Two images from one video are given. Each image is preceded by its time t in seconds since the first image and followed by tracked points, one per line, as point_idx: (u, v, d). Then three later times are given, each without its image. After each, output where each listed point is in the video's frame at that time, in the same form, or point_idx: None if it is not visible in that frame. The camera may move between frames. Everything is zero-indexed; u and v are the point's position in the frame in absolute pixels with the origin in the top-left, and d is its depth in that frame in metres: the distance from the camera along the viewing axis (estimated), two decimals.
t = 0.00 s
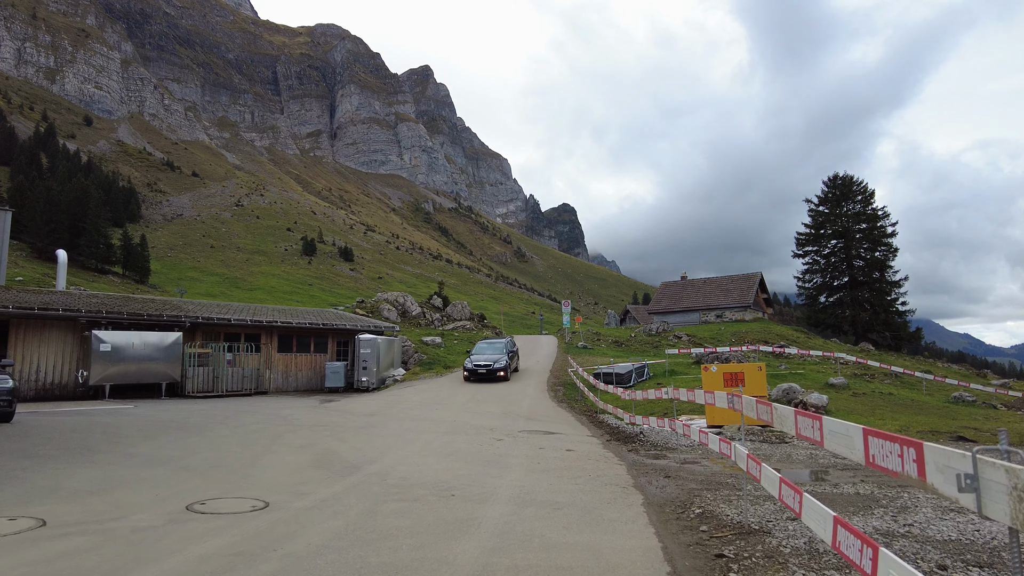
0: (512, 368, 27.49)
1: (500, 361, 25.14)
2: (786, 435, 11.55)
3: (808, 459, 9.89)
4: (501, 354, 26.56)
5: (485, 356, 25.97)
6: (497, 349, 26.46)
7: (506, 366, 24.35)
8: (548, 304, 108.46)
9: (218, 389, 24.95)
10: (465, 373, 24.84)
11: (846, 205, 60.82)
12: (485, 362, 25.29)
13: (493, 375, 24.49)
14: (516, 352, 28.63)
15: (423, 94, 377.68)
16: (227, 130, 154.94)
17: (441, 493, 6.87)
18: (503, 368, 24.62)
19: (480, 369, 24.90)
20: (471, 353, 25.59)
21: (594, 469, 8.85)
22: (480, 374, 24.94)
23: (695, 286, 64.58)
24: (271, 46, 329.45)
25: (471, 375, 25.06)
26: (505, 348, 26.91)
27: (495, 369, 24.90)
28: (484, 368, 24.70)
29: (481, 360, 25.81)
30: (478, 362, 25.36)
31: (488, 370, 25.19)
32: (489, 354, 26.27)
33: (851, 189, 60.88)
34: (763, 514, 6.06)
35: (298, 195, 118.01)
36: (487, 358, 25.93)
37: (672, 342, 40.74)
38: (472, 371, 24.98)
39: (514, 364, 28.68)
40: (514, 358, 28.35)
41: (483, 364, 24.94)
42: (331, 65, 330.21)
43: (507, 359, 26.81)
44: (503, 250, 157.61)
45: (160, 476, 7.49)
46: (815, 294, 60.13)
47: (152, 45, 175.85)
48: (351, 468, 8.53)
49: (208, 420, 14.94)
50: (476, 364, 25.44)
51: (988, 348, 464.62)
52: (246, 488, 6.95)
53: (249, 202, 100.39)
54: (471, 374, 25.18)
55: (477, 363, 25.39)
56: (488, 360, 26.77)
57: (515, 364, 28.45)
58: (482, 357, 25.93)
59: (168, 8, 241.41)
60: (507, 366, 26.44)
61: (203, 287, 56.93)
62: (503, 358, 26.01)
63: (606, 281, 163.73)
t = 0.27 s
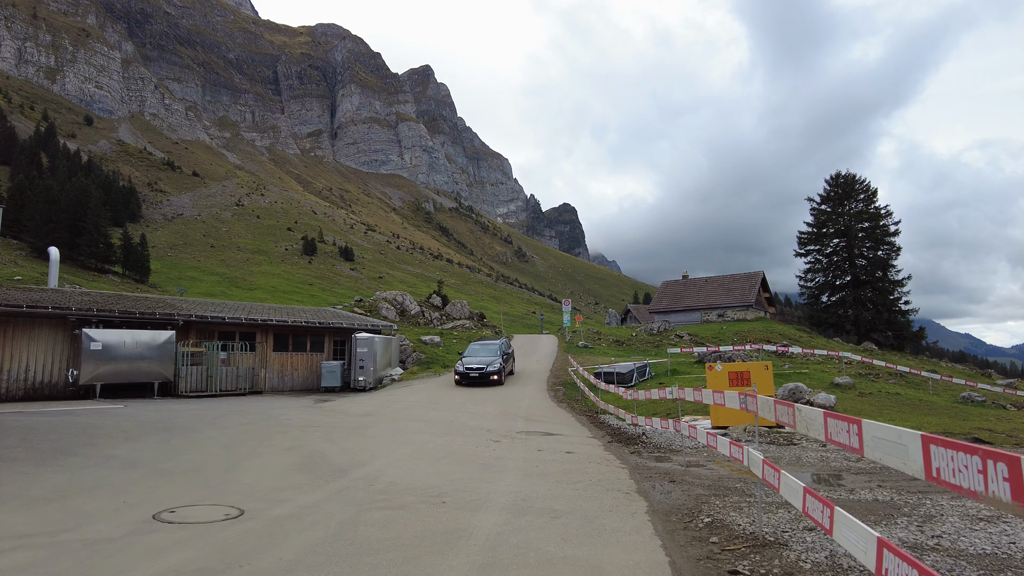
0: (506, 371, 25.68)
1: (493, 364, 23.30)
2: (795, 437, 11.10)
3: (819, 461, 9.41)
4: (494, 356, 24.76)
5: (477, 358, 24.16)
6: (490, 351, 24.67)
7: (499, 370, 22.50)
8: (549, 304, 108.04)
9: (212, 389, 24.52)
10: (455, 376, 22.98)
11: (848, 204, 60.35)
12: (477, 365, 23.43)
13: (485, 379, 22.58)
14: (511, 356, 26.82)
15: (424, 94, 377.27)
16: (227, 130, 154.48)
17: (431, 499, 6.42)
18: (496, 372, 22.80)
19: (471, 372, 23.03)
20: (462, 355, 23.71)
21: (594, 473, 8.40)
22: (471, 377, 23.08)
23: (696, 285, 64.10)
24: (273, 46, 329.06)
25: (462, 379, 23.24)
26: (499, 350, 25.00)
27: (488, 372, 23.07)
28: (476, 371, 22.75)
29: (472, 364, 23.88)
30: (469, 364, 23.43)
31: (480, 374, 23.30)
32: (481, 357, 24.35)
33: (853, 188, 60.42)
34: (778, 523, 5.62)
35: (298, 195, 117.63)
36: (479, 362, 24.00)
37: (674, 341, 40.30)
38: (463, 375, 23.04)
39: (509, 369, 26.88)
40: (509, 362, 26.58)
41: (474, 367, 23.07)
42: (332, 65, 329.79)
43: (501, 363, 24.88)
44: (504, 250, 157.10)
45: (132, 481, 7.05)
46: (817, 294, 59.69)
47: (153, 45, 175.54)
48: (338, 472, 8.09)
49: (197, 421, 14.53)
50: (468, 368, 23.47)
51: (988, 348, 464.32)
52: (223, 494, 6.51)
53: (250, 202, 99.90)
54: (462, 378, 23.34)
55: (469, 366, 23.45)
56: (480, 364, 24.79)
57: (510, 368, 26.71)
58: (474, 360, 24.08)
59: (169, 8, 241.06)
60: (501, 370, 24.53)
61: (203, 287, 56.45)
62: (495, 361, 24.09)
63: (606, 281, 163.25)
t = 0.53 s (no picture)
0: (500, 378, 23.79)
1: (486, 370, 21.48)
2: (803, 443, 10.65)
3: (829, 469, 8.92)
4: (487, 362, 22.89)
5: (469, 362, 22.32)
6: (484, 356, 22.78)
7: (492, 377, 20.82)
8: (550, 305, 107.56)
9: (205, 390, 24.10)
10: (445, 383, 21.17)
11: (851, 204, 59.82)
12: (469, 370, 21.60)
13: (477, 386, 20.88)
14: (505, 361, 25.17)
15: (426, 95, 376.70)
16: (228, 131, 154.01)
17: (416, 513, 5.99)
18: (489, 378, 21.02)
19: (462, 379, 21.19)
20: (453, 360, 21.96)
21: (594, 484, 7.91)
22: (462, 384, 21.30)
23: (698, 286, 63.61)
24: (275, 48, 328.84)
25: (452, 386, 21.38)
26: (492, 355, 23.27)
27: (481, 379, 21.28)
28: (467, 378, 21.04)
29: (464, 369, 22.14)
30: (460, 370, 21.69)
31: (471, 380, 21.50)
32: (473, 362, 22.61)
33: (856, 189, 59.87)
34: (794, 542, 5.17)
35: (299, 196, 117.15)
36: (471, 367, 22.26)
37: (675, 343, 39.83)
38: (453, 381, 21.32)
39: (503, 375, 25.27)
40: (503, 367, 24.77)
41: (466, 373, 21.28)
42: (333, 66, 329.40)
43: (495, 368, 23.16)
44: (505, 251, 156.58)
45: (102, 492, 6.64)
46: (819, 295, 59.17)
47: (154, 46, 175.21)
48: (322, 481, 7.67)
49: (185, 425, 14.13)
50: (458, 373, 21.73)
51: (990, 349, 463.29)
52: (195, 508, 6.08)
53: (251, 203, 99.44)
54: (453, 385, 21.48)
55: (459, 372, 21.71)
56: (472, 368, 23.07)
57: (505, 374, 24.96)
58: (465, 365, 22.30)
59: (170, 9, 240.73)
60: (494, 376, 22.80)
61: (203, 287, 55.99)
62: (488, 366, 22.35)
63: (607, 282, 162.68)
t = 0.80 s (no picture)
0: (490, 381, 22.03)
1: (474, 373, 19.77)
2: (809, 444, 10.19)
3: (837, 471, 8.48)
4: (476, 363, 21.15)
5: (457, 364, 20.56)
6: (472, 356, 21.04)
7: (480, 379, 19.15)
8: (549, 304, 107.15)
9: (195, 390, 23.62)
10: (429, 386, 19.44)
11: (851, 202, 59.38)
12: (456, 372, 19.86)
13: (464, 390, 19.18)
14: (497, 362, 23.47)
15: (425, 95, 375.99)
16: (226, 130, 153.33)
17: (394, 521, 5.55)
18: (478, 381, 19.32)
19: (448, 382, 19.46)
20: (439, 362, 20.20)
21: (589, 487, 7.47)
22: (448, 388, 19.57)
23: (697, 284, 63.16)
24: (274, 46, 327.48)
25: (438, 389, 19.66)
26: (481, 356, 21.48)
27: (468, 381, 19.55)
28: (454, 381, 19.30)
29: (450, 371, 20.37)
30: (447, 372, 19.94)
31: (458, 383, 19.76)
32: (461, 363, 20.84)
33: (856, 186, 59.40)
34: (807, 555, 4.69)
35: (298, 195, 116.61)
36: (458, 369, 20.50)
37: (675, 341, 39.38)
38: (439, 385, 19.58)
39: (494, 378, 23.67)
40: (494, 369, 22.99)
41: (452, 375, 19.55)
42: (333, 66, 328.64)
43: (485, 370, 21.38)
44: (504, 250, 156.16)
45: (61, 498, 6.20)
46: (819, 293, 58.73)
47: (153, 45, 174.59)
48: (301, 485, 7.23)
49: (169, 425, 13.68)
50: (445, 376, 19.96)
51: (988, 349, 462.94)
52: (158, 515, 5.65)
53: (249, 202, 98.83)
54: (438, 389, 19.75)
55: (446, 374, 19.95)
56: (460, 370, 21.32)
57: (496, 376, 23.18)
58: (452, 367, 20.53)
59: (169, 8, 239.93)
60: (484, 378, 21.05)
61: (201, 286, 55.46)
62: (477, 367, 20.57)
63: (606, 281, 162.31)
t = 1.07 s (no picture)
0: (476, 387, 20.26)
1: (458, 378, 18.00)
2: (810, 450, 9.83)
3: (842, 479, 8.08)
4: (460, 368, 19.37)
5: (439, 369, 18.78)
6: (457, 360, 19.27)
7: (463, 386, 17.36)
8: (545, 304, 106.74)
9: (181, 391, 23.09)
10: (409, 392, 17.69)
11: (847, 202, 59.21)
12: (438, 378, 18.10)
13: (445, 397, 17.36)
14: (484, 367, 21.66)
15: (420, 94, 375.21)
16: (220, 130, 152.36)
17: (369, 539, 5.10)
18: (461, 388, 17.57)
19: (429, 388, 17.66)
20: (419, 366, 18.39)
21: (582, 497, 7.03)
22: (428, 395, 17.76)
23: (692, 284, 62.88)
24: (270, 45, 325.61)
25: (418, 397, 17.90)
26: (467, 360, 19.68)
27: (451, 388, 17.78)
28: (434, 387, 17.52)
29: (431, 376, 18.51)
30: (428, 377, 18.13)
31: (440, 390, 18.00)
32: (444, 367, 19.01)
33: (851, 186, 59.22)
34: None
35: (293, 195, 115.89)
36: (441, 373, 18.67)
37: (670, 341, 39.03)
38: (419, 390, 17.80)
39: (480, 385, 21.86)
40: (480, 375, 21.18)
41: (433, 381, 17.77)
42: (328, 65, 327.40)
43: (470, 375, 19.52)
44: (499, 250, 155.76)
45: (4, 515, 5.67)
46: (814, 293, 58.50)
47: (147, 43, 173.47)
48: (273, 496, 6.75)
49: (147, 428, 13.17)
50: (425, 382, 18.08)
51: (982, 350, 464.08)
52: (112, 532, 5.19)
53: (243, 202, 97.94)
54: (419, 396, 17.98)
55: (426, 379, 18.12)
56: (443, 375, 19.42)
57: (482, 383, 21.45)
58: (434, 371, 18.71)
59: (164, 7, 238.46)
60: (469, 384, 19.18)
61: (194, 287, 54.69)
62: (461, 372, 18.71)
63: (601, 281, 162.25)
